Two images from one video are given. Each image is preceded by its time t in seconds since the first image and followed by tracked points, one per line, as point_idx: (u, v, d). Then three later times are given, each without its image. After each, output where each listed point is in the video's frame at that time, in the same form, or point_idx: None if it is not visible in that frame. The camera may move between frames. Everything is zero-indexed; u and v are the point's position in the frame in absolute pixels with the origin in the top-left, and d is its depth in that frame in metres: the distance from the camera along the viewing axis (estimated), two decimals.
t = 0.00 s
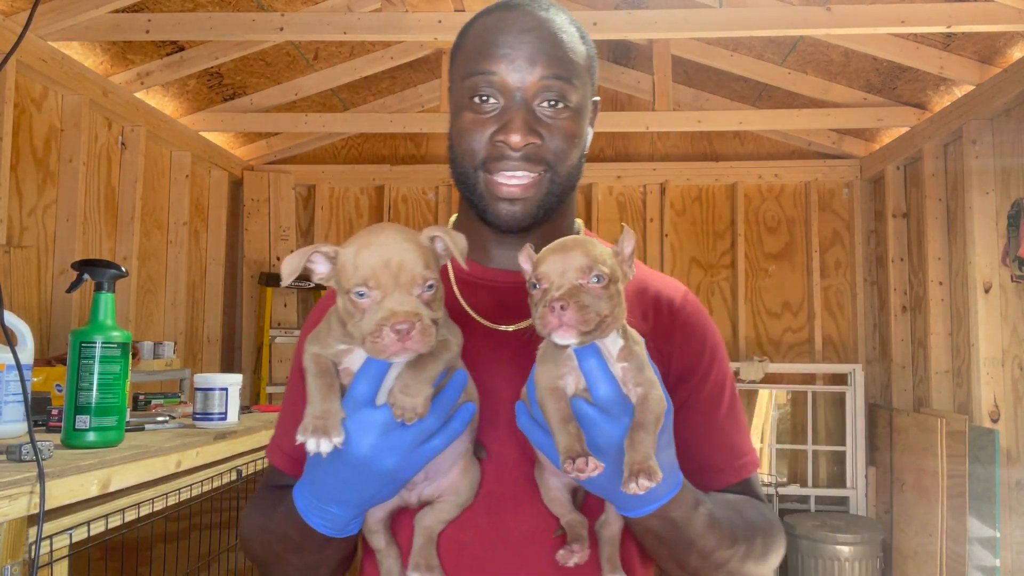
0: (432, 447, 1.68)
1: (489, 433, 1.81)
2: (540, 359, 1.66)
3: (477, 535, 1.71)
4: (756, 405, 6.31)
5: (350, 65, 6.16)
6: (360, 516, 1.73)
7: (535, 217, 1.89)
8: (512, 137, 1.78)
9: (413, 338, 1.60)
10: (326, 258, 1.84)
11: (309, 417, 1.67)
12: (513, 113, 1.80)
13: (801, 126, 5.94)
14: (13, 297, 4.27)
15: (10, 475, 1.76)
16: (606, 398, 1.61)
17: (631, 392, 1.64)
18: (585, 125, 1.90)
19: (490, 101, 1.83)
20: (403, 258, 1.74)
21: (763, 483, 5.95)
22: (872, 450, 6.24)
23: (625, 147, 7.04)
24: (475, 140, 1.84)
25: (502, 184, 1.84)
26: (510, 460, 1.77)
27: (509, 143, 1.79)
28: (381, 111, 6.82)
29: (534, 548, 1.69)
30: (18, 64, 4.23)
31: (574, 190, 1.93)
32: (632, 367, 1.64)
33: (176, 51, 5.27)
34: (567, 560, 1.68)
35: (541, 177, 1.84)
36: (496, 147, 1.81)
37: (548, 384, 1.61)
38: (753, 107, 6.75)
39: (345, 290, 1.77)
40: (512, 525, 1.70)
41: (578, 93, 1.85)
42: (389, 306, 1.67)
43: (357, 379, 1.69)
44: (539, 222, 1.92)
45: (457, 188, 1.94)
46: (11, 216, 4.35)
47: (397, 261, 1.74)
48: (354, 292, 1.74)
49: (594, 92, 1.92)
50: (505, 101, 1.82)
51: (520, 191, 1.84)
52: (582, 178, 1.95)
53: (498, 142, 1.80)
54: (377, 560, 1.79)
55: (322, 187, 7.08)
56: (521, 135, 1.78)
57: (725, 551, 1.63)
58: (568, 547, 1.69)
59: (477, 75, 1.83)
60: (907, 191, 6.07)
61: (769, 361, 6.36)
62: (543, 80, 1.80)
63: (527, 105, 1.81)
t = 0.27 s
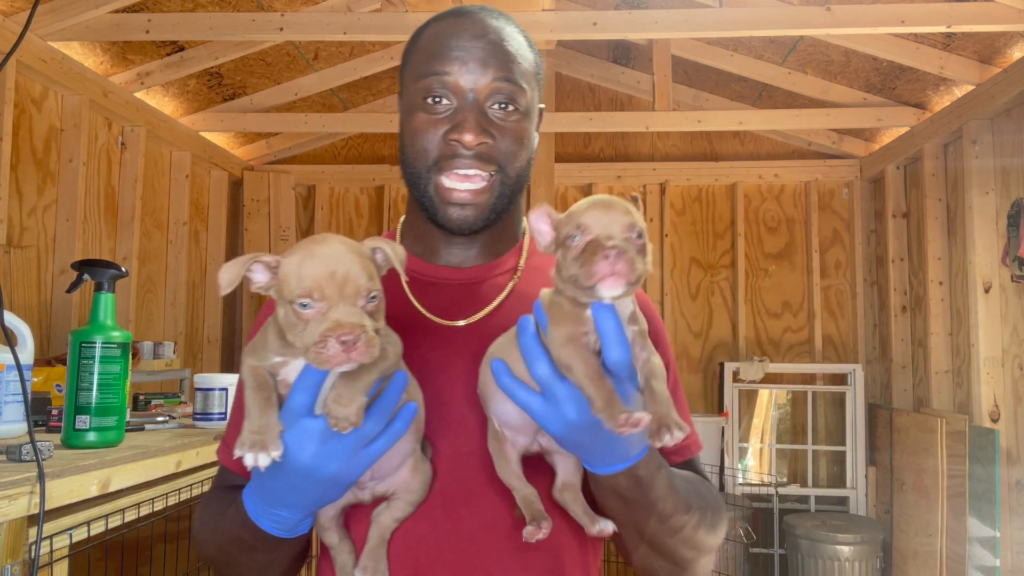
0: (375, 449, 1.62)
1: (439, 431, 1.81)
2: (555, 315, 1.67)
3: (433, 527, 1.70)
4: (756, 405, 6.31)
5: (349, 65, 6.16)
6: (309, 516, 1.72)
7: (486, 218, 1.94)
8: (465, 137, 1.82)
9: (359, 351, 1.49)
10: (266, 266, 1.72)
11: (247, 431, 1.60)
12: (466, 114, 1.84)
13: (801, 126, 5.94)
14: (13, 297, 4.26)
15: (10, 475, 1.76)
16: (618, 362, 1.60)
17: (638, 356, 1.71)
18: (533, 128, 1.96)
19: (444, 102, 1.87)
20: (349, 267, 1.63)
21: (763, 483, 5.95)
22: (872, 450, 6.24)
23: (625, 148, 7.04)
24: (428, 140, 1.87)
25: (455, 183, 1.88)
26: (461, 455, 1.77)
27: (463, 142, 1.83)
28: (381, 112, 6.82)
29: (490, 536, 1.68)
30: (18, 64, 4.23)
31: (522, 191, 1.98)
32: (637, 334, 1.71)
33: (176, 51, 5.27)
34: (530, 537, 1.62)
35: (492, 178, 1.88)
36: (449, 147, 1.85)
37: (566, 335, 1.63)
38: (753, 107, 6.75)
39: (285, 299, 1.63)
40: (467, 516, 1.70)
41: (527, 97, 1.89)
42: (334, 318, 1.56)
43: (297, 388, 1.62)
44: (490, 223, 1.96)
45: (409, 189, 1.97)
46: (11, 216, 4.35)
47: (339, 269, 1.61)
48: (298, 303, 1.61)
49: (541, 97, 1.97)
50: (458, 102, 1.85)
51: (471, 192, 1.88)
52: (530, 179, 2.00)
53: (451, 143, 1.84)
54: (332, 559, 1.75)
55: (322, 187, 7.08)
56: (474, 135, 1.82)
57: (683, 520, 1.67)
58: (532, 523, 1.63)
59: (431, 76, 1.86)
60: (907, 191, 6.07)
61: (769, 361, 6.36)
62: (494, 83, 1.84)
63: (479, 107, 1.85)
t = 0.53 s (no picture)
0: (333, 459, 1.71)
1: (404, 430, 1.90)
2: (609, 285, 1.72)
3: (401, 524, 1.82)
4: (756, 405, 6.32)
5: (349, 65, 6.16)
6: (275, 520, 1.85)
7: (460, 238, 2.04)
8: (438, 173, 1.87)
9: (299, 377, 1.56)
10: (211, 291, 1.78)
11: (201, 448, 1.67)
12: (437, 149, 1.89)
13: (801, 126, 5.95)
14: (12, 296, 4.26)
15: (10, 475, 1.75)
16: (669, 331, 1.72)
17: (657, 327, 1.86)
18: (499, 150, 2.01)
19: (413, 138, 1.90)
20: (291, 293, 1.69)
21: (763, 483, 5.95)
22: (872, 450, 6.25)
23: (626, 148, 7.03)
24: (402, 177, 1.92)
25: (430, 213, 1.96)
26: (426, 454, 1.87)
27: (437, 179, 1.88)
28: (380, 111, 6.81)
29: (455, 531, 1.80)
30: (18, 63, 4.23)
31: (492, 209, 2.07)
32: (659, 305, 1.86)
33: (176, 51, 5.27)
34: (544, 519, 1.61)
35: (465, 204, 1.97)
36: (423, 182, 1.90)
37: (630, 306, 1.69)
38: (752, 107, 6.74)
39: (227, 324, 1.69)
40: (433, 513, 1.82)
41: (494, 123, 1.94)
42: (276, 344, 1.62)
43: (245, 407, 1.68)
44: (463, 241, 2.06)
45: (385, 216, 2.04)
46: (11, 216, 4.35)
47: (282, 296, 1.67)
48: (240, 329, 1.67)
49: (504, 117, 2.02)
50: (428, 138, 1.89)
51: (445, 219, 1.97)
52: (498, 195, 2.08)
53: (424, 179, 1.89)
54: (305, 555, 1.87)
55: (322, 187, 7.09)
56: (447, 170, 1.88)
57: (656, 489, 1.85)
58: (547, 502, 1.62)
59: (399, 114, 1.89)
60: (907, 191, 6.07)
61: (769, 361, 6.37)
62: (461, 117, 1.88)
63: (450, 141, 1.89)
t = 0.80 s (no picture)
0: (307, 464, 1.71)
1: (386, 428, 1.90)
2: (670, 272, 1.75)
3: (379, 523, 1.83)
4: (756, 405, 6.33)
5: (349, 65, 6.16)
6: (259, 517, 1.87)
7: (452, 242, 2.04)
8: (424, 180, 1.89)
9: (279, 398, 1.59)
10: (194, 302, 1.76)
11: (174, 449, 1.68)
12: (421, 156, 1.91)
13: (801, 126, 5.95)
14: (12, 296, 4.26)
15: (11, 475, 1.75)
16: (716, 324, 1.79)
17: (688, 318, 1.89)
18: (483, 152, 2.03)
19: (395, 147, 1.92)
20: (274, 313, 1.69)
21: (763, 483, 5.95)
22: (872, 450, 6.25)
23: (626, 148, 7.03)
24: (389, 187, 1.94)
25: (421, 220, 1.97)
26: (407, 452, 1.87)
27: (423, 185, 1.90)
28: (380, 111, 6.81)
29: (432, 532, 1.79)
30: (18, 63, 4.23)
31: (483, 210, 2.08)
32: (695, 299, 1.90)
33: (176, 52, 5.27)
34: (584, 515, 1.61)
35: (454, 207, 1.98)
36: (410, 190, 1.92)
37: (693, 297, 1.72)
38: (753, 107, 6.74)
39: (206, 336, 1.69)
40: (412, 512, 1.82)
41: (473, 125, 1.96)
42: (258, 364, 1.62)
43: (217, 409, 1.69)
44: (456, 245, 2.07)
45: (377, 228, 2.05)
46: (11, 216, 4.35)
47: (262, 314, 1.68)
48: (221, 346, 1.66)
49: (483, 118, 2.04)
50: (410, 146, 1.91)
51: (436, 225, 1.98)
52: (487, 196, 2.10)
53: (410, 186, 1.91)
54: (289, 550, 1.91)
55: (322, 187, 7.09)
56: (433, 176, 1.89)
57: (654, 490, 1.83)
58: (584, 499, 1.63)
59: (379, 126, 1.91)
60: (907, 192, 6.07)
61: (768, 361, 6.37)
62: (439, 122, 1.90)
63: (432, 147, 1.91)
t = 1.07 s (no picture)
0: (302, 475, 1.67)
1: (387, 430, 1.90)
2: (695, 242, 1.85)
3: (377, 525, 1.83)
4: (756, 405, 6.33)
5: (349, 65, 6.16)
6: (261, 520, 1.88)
7: (459, 235, 2.03)
8: (430, 168, 1.91)
9: (247, 432, 1.49)
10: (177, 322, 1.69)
11: (180, 459, 1.69)
12: (427, 145, 1.93)
13: (801, 126, 5.95)
14: (12, 296, 4.26)
15: (10, 475, 1.75)
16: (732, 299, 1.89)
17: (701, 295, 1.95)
18: (491, 147, 2.05)
19: (403, 137, 1.95)
20: (247, 340, 1.58)
21: (763, 482, 5.95)
22: (872, 450, 6.25)
23: (626, 148, 7.03)
24: (395, 176, 1.96)
25: (426, 211, 1.98)
26: (406, 455, 1.88)
27: (428, 173, 1.91)
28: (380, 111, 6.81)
29: (430, 535, 1.80)
30: (18, 63, 4.23)
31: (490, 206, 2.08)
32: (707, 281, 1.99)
33: (176, 52, 5.27)
34: (618, 493, 1.57)
35: (461, 198, 1.98)
36: (415, 179, 1.93)
37: (717, 267, 1.82)
38: (753, 107, 6.74)
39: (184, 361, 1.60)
40: (410, 514, 1.83)
41: (481, 119, 1.98)
42: (226, 396, 1.52)
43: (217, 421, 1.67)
44: (463, 238, 2.06)
45: (383, 222, 2.06)
46: (11, 216, 4.35)
47: (239, 344, 1.57)
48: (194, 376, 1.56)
49: (492, 115, 2.06)
50: (417, 135, 1.94)
51: (443, 216, 1.98)
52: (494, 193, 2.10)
53: (417, 174, 1.92)
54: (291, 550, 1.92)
55: (322, 187, 7.09)
56: (438, 165, 1.91)
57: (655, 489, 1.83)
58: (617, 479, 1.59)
59: (387, 115, 1.94)
60: (907, 192, 6.07)
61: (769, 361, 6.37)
62: (446, 112, 1.93)
63: (438, 136, 1.94)
